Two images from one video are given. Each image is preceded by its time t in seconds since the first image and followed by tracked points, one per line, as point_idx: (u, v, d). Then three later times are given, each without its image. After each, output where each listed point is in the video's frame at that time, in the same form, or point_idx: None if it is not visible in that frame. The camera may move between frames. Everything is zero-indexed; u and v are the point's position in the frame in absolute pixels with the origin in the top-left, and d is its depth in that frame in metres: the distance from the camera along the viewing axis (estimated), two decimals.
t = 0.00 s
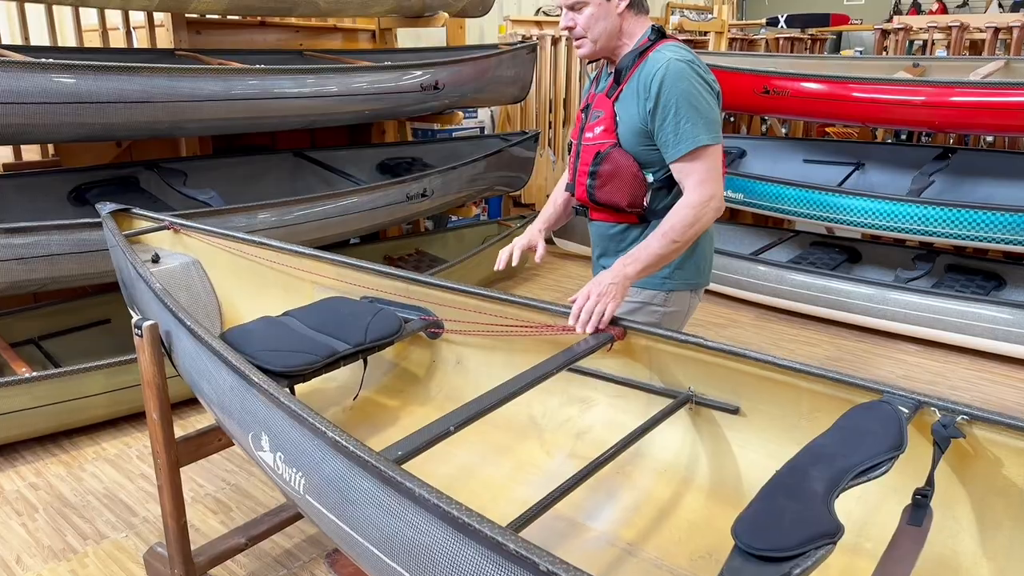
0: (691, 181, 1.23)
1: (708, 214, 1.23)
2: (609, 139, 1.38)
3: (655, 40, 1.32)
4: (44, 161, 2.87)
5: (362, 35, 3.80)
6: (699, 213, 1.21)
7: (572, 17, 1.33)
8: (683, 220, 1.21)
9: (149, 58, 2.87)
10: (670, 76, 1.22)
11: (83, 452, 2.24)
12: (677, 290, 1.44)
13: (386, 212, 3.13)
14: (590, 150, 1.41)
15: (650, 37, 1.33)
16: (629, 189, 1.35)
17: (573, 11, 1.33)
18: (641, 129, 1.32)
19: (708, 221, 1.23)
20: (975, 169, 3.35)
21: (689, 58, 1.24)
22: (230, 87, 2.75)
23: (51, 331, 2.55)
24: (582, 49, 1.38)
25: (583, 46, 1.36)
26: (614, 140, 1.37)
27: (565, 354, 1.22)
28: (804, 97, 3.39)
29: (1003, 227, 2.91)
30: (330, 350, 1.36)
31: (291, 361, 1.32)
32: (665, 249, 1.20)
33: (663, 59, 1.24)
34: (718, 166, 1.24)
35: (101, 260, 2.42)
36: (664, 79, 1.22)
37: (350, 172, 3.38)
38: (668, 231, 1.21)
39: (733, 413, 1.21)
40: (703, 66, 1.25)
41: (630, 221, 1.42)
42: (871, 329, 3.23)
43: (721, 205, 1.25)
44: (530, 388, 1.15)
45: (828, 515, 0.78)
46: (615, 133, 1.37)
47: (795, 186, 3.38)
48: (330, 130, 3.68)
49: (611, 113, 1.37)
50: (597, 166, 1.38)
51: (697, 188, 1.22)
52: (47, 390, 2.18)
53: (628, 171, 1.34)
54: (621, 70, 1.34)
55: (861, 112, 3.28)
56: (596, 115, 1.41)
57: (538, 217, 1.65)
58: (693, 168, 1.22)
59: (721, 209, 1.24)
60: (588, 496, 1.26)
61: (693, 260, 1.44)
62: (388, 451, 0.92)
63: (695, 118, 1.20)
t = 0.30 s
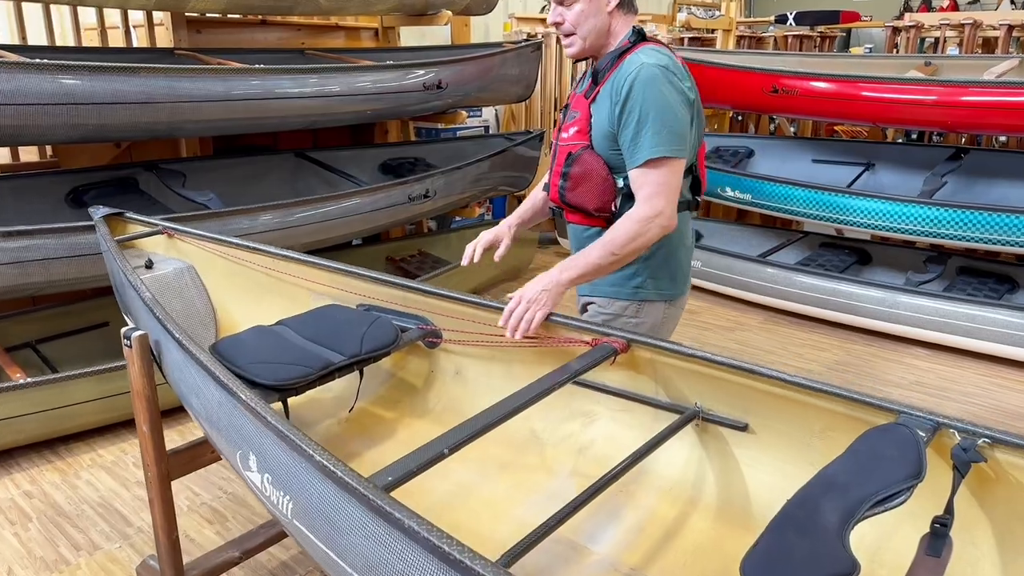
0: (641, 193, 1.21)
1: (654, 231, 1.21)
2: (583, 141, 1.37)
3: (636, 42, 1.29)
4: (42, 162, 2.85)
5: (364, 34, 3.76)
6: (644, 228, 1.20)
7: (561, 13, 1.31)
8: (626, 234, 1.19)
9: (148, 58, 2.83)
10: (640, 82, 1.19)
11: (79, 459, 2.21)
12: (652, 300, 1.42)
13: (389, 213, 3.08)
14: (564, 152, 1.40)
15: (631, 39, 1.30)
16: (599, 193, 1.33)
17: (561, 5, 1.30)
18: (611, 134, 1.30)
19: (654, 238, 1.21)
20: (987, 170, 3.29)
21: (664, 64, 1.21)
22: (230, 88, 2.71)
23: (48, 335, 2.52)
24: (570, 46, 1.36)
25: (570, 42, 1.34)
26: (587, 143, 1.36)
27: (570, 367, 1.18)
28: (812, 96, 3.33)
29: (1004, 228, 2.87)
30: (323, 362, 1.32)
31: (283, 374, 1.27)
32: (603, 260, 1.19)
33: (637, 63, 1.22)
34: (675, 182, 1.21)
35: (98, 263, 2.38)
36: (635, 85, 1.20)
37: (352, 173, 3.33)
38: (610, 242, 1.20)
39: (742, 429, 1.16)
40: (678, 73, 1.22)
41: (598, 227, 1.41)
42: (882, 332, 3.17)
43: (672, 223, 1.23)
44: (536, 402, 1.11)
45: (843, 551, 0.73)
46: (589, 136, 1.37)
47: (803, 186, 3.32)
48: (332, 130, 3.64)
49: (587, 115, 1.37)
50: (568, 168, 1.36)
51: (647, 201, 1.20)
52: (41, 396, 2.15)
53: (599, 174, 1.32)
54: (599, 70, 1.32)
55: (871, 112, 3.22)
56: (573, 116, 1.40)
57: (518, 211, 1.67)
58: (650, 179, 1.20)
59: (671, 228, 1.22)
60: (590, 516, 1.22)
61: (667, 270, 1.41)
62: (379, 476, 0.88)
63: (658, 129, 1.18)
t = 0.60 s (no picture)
0: (566, 215, 1.16)
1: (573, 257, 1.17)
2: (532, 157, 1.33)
3: (586, 58, 1.22)
4: (55, 161, 2.85)
5: (379, 32, 3.72)
6: (561, 254, 1.16)
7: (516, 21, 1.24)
8: (542, 258, 1.15)
9: (161, 56, 2.82)
10: (583, 106, 1.14)
11: (87, 461, 2.19)
12: (611, 314, 1.41)
13: (403, 213, 3.04)
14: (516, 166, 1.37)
15: (582, 53, 1.23)
16: (547, 211, 1.32)
17: (517, 15, 1.23)
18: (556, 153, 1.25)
19: (572, 265, 1.17)
20: (1017, 172, 3.19)
21: (613, 84, 1.15)
22: (242, 87, 2.68)
23: (60, 335, 2.51)
24: (526, 55, 1.29)
25: (527, 51, 1.28)
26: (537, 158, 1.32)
27: (583, 379, 1.13)
28: (836, 95, 3.25)
29: (1001, 229, 2.85)
30: (327, 371, 1.28)
31: (285, 384, 1.23)
32: (519, 282, 1.15)
33: (584, 82, 1.15)
34: (603, 211, 1.16)
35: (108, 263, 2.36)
36: (578, 106, 1.14)
37: (365, 173, 3.30)
38: (528, 263, 1.16)
39: (761, 448, 1.12)
40: (628, 95, 1.15)
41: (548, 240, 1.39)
42: (906, 338, 3.09)
43: (593, 251, 1.18)
44: (552, 411, 1.06)
45: None
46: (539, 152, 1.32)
47: (826, 188, 3.24)
48: (347, 130, 3.61)
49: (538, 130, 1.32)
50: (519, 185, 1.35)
51: (568, 227, 1.15)
52: (50, 397, 2.13)
53: (547, 191, 1.30)
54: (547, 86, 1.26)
55: (897, 112, 3.13)
56: (525, 128, 1.36)
57: (480, 207, 1.62)
58: (576, 201, 1.15)
59: (592, 256, 1.18)
60: (601, 535, 1.17)
61: (626, 284, 1.40)
62: (375, 498, 0.83)
63: (591, 155, 1.13)
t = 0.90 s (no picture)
0: (521, 227, 1.13)
1: (529, 271, 1.15)
2: (505, 168, 1.30)
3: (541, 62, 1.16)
4: (88, 158, 2.89)
5: (409, 30, 3.71)
6: (517, 270, 1.14)
7: (463, 34, 1.16)
8: (495, 275, 1.14)
9: (192, 55, 2.83)
10: (537, 117, 1.08)
11: (112, 457, 2.20)
12: (612, 316, 1.38)
13: (429, 213, 3.01)
14: (490, 179, 1.34)
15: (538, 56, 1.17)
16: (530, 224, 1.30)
17: (464, 28, 1.15)
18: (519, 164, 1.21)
19: (527, 280, 1.15)
20: None
21: (569, 89, 1.09)
22: (269, 85, 2.67)
23: (89, 330, 2.54)
24: (478, 65, 1.22)
25: (479, 62, 1.20)
26: (509, 170, 1.29)
27: (605, 386, 1.08)
28: (875, 95, 3.16)
29: None
30: (342, 373, 1.25)
31: (299, 387, 1.21)
32: (478, 302, 1.14)
33: (540, 88, 1.10)
34: (559, 222, 1.11)
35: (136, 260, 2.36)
36: (533, 114, 1.09)
37: (393, 172, 3.28)
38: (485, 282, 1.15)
39: (789, 462, 1.07)
40: (586, 98, 1.09)
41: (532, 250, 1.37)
42: (946, 346, 2.98)
43: (549, 262, 1.15)
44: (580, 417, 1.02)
45: None
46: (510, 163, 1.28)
47: (863, 190, 3.15)
48: (376, 129, 3.61)
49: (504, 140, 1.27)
50: (498, 200, 1.32)
51: (521, 241, 1.12)
52: (76, 393, 2.14)
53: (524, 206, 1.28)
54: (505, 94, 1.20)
55: (941, 112, 3.02)
56: (493, 138, 1.31)
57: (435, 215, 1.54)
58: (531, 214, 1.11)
59: (548, 269, 1.15)
60: (621, 548, 1.13)
61: (622, 282, 1.36)
62: (380, 512, 0.81)
63: (547, 167, 1.08)
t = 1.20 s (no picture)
0: (540, 237, 1.13)
1: (549, 282, 1.16)
2: (520, 179, 1.26)
3: (554, 67, 1.15)
4: (129, 156, 2.94)
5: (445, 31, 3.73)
6: (536, 281, 1.15)
7: (464, 48, 1.14)
8: (515, 287, 1.15)
9: (230, 54, 2.86)
10: (558, 125, 1.08)
11: (146, 452, 2.23)
12: (637, 317, 1.35)
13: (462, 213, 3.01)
14: (503, 192, 1.31)
15: (549, 60, 1.16)
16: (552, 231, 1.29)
17: (466, 42, 1.13)
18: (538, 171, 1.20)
19: (546, 289, 1.17)
20: None
21: (586, 97, 1.08)
22: (305, 85, 2.69)
23: (126, 326, 2.58)
24: (481, 78, 1.19)
25: (482, 75, 1.18)
26: (525, 180, 1.26)
27: (636, 395, 1.05)
28: (922, 96, 3.07)
29: None
30: (368, 375, 1.24)
31: (326, 387, 1.20)
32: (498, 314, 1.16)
33: (557, 97, 1.10)
34: (578, 233, 1.12)
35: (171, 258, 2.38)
36: (552, 124, 1.09)
37: (426, 172, 3.28)
38: (507, 294, 1.16)
39: (825, 478, 1.03)
40: (603, 103, 1.09)
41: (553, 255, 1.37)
42: (992, 356, 2.89)
43: (570, 268, 1.16)
44: (611, 424, 1.00)
45: None
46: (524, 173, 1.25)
47: (908, 194, 3.06)
48: (411, 129, 3.62)
49: (516, 149, 1.24)
50: (514, 212, 1.30)
51: (540, 252, 1.13)
52: (112, 388, 2.18)
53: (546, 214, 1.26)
54: (517, 102, 1.18)
55: (990, 114, 2.93)
56: (500, 149, 1.28)
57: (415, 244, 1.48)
58: (550, 224, 1.12)
59: (566, 278, 1.17)
60: (649, 561, 1.10)
61: (644, 283, 1.34)
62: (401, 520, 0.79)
63: (571, 176, 1.08)
